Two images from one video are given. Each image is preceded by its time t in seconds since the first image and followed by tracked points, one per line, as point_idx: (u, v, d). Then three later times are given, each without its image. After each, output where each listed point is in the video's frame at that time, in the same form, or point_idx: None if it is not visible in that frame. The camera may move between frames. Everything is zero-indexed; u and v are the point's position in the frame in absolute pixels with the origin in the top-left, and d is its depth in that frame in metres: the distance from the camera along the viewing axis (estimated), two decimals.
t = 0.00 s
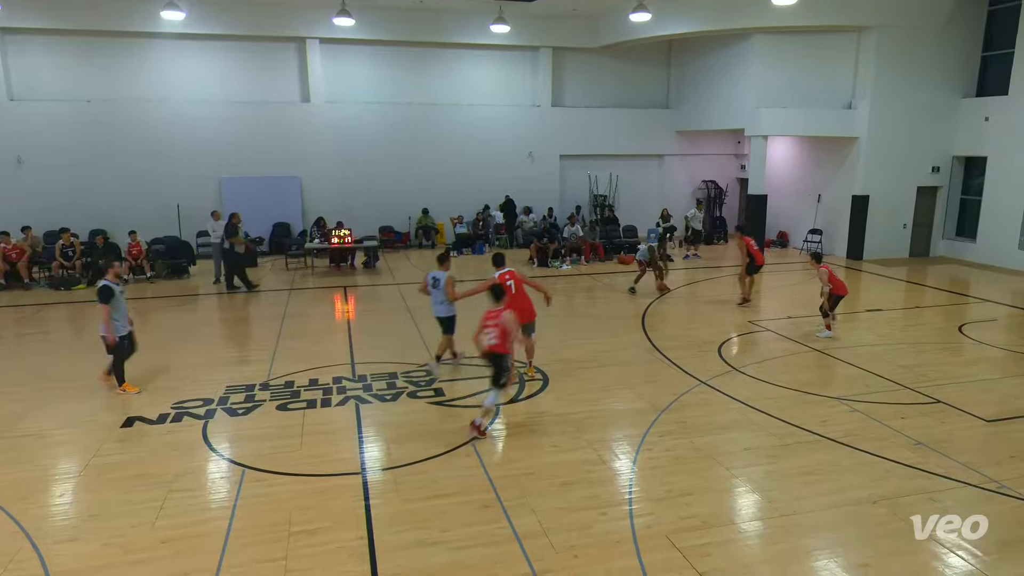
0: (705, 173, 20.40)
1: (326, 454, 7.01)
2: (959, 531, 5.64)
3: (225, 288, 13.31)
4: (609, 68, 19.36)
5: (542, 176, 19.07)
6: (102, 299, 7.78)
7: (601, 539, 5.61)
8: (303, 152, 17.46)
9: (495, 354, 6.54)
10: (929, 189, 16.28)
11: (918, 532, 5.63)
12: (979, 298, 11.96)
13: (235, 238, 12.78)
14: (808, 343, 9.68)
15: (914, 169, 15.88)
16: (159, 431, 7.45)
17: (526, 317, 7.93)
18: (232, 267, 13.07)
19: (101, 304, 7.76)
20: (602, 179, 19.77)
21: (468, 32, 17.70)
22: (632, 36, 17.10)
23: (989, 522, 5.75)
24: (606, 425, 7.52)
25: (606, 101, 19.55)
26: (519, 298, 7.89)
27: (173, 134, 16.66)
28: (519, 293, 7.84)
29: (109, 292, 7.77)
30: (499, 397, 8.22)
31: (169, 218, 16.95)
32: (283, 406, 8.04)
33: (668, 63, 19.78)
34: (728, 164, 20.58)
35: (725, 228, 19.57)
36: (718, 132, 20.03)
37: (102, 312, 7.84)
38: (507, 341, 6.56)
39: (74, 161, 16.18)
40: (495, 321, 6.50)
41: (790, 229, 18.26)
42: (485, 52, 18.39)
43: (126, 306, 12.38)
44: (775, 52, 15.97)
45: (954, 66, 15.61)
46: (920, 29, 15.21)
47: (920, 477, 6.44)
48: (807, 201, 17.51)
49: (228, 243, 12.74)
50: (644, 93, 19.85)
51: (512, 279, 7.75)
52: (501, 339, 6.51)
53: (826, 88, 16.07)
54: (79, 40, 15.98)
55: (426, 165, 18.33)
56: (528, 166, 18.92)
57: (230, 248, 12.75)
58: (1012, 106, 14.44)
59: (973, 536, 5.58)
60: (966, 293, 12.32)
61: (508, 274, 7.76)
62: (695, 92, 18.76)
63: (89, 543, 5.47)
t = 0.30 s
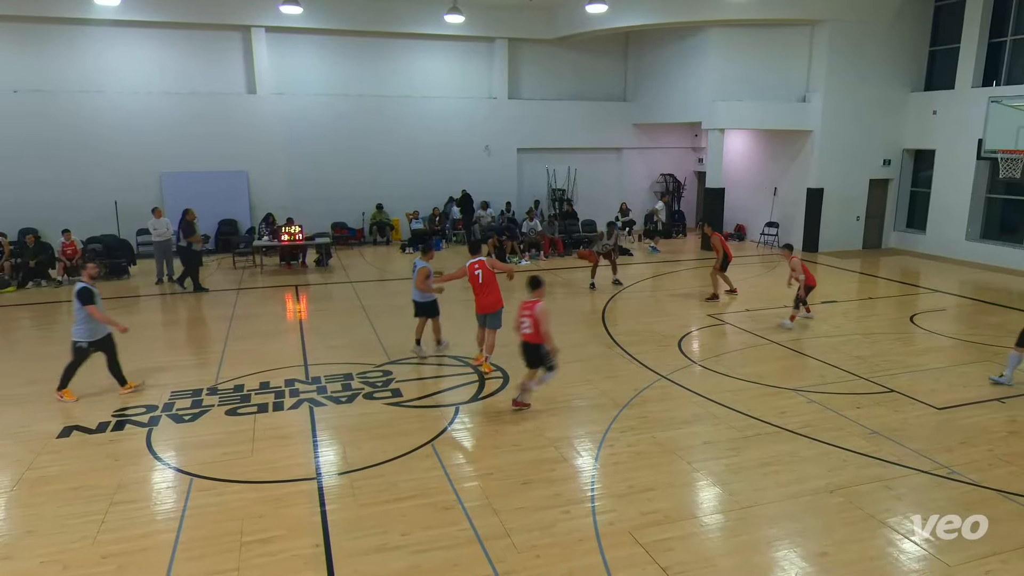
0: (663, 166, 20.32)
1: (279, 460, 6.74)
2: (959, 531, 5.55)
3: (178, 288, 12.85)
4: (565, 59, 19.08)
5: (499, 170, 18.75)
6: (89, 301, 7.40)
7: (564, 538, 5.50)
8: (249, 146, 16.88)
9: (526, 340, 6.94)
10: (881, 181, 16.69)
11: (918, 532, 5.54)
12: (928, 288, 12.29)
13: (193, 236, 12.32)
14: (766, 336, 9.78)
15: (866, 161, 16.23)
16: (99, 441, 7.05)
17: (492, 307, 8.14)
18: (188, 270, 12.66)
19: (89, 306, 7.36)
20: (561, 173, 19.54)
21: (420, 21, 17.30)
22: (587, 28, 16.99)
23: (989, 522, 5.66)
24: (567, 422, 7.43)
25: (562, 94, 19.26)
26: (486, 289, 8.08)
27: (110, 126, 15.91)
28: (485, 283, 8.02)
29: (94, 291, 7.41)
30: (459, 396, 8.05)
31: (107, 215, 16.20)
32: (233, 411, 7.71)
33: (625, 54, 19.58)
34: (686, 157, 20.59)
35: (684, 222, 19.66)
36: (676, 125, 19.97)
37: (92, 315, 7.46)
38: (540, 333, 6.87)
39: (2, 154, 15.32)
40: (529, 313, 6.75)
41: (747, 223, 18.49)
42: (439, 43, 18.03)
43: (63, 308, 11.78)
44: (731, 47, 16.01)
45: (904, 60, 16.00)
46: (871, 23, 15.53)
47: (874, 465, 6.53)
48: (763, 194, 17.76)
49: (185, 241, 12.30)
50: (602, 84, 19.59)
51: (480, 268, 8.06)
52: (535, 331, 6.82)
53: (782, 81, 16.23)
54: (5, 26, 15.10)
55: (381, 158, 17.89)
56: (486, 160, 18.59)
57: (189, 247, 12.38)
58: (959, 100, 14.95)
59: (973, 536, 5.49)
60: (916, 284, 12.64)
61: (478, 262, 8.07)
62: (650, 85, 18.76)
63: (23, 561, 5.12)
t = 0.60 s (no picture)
0: (623, 169, 20.22)
1: (228, 478, 6.41)
2: (959, 531, 5.54)
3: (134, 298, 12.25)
4: (523, 60, 18.91)
5: (456, 173, 18.47)
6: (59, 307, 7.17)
7: (528, 549, 5.34)
8: (195, 148, 16.27)
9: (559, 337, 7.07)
10: (838, 183, 17.03)
11: (918, 532, 5.53)
12: (886, 289, 12.53)
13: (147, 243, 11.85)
14: (729, 339, 9.79)
15: (822, 163, 16.52)
16: (33, 462, 6.61)
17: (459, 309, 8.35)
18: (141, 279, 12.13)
19: (58, 312, 7.14)
20: (520, 176, 19.34)
21: (375, 21, 16.99)
22: (545, 29, 16.91)
23: (990, 522, 5.65)
24: (529, 431, 7.28)
25: (521, 95, 19.10)
26: (453, 291, 8.29)
27: (44, 127, 15.14)
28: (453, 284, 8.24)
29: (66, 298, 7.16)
30: (418, 407, 7.80)
31: (41, 222, 15.43)
32: (178, 428, 7.33)
33: (583, 56, 19.47)
34: (646, 160, 20.55)
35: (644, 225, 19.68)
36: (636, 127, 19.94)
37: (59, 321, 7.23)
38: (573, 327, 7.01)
39: None
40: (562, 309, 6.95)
41: (708, 226, 18.62)
42: (394, 43, 17.72)
43: None
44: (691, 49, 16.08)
45: (858, 63, 16.35)
46: (826, 26, 15.81)
47: (836, 466, 6.54)
48: (723, 197, 17.92)
49: (138, 248, 11.79)
50: (560, 86, 19.47)
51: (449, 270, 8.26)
52: (569, 326, 6.98)
53: (741, 83, 16.34)
54: None
55: (335, 161, 17.46)
56: (443, 162, 18.32)
57: (141, 254, 11.85)
58: (910, 104, 15.39)
59: (974, 537, 5.48)
60: (873, 285, 12.88)
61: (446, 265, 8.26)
62: (606, 88, 18.78)
63: None
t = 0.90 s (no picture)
0: (587, 172, 20.16)
1: (180, 496, 6.08)
2: (959, 531, 5.53)
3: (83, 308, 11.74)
4: (485, 61, 18.64)
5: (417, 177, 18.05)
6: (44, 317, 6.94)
7: (496, 563, 5.15)
8: (143, 152, 15.57)
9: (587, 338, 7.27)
10: (802, 186, 17.21)
11: (919, 531, 5.52)
12: (850, 291, 12.67)
13: (101, 249, 11.35)
14: (695, 343, 9.76)
15: (786, 166, 16.70)
16: None
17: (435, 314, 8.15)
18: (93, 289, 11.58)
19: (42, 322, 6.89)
20: (483, 180, 19.04)
21: (331, 20, 16.51)
22: (508, 30, 16.71)
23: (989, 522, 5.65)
24: (496, 441, 7.08)
25: (483, 98, 18.81)
26: (436, 294, 8.13)
27: None
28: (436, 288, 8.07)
29: (53, 308, 6.97)
30: (380, 418, 7.55)
31: None
32: (126, 445, 6.96)
33: (547, 57, 19.26)
34: (610, 163, 20.52)
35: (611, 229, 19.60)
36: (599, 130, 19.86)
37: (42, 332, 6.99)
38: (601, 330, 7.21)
39: None
40: (590, 314, 7.14)
41: (673, 229, 18.62)
42: (351, 43, 17.29)
43: None
44: (653, 51, 16.06)
45: (820, 64, 16.59)
46: (788, 28, 15.99)
47: (804, 470, 6.49)
48: (688, 200, 17.98)
49: (92, 255, 11.27)
50: (523, 88, 19.23)
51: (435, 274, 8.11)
52: (596, 329, 7.20)
53: (705, 85, 16.45)
54: None
55: (291, 165, 16.88)
56: (404, 166, 17.85)
57: (96, 262, 11.29)
58: (870, 107, 15.69)
59: (973, 536, 5.47)
60: (838, 288, 13.01)
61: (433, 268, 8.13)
62: (569, 90, 18.59)
63: None
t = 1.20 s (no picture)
0: (558, 175, 20.09)
1: (136, 514, 5.80)
2: (959, 531, 5.51)
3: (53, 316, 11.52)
4: (452, 62, 18.45)
5: (384, 180, 17.78)
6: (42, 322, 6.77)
7: None
8: (98, 155, 15.05)
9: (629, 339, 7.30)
10: (773, 189, 17.31)
11: (918, 532, 5.50)
12: (822, 294, 12.75)
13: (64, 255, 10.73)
14: (669, 348, 9.70)
15: (758, 169, 16.81)
16: None
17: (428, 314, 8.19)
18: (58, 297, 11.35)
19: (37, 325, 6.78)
20: (452, 183, 18.81)
21: (295, 19, 16.19)
22: (477, 30, 16.56)
23: (989, 521, 5.64)
24: (467, 450, 6.90)
25: (451, 99, 18.60)
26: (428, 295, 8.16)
27: None
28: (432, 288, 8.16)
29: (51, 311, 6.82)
30: (348, 429, 7.33)
31: None
32: (79, 461, 6.64)
33: (515, 58, 19.15)
34: (581, 165, 20.46)
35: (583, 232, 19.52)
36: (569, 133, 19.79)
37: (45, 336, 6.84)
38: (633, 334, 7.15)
39: None
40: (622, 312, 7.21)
41: (645, 233, 18.60)
42: (315, 42, 16.93)
43: None
44: (622, 53, 16.02)
45: (790, 66, 16.73)
46: (758, 30, 16.10)
47: (778, 474, 6.42)
48: (660, 203, 17.99)
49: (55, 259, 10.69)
50: (491, 89, 19.07)
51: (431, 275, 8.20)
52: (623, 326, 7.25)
53: (676, 87, 16.46)
54: None
55: (253, 168, 16.48)
56: (371, 169, 17.56)
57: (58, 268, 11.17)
58: (840, 110, 15.88)
59: (974, 536, 5.46)
60: (810, 291, 13.08)
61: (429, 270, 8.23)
62: (539, 92, 18.51)
63: None
